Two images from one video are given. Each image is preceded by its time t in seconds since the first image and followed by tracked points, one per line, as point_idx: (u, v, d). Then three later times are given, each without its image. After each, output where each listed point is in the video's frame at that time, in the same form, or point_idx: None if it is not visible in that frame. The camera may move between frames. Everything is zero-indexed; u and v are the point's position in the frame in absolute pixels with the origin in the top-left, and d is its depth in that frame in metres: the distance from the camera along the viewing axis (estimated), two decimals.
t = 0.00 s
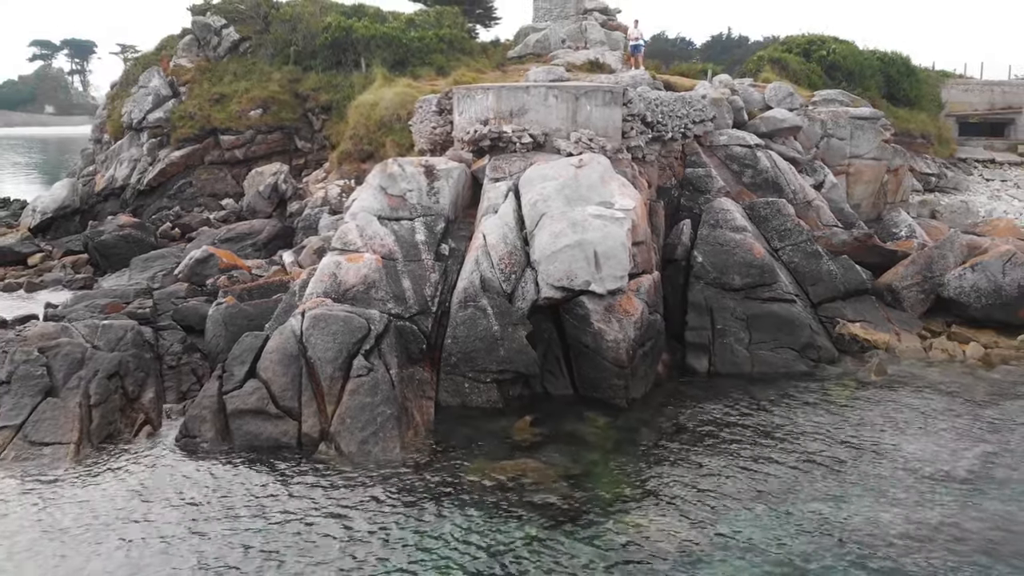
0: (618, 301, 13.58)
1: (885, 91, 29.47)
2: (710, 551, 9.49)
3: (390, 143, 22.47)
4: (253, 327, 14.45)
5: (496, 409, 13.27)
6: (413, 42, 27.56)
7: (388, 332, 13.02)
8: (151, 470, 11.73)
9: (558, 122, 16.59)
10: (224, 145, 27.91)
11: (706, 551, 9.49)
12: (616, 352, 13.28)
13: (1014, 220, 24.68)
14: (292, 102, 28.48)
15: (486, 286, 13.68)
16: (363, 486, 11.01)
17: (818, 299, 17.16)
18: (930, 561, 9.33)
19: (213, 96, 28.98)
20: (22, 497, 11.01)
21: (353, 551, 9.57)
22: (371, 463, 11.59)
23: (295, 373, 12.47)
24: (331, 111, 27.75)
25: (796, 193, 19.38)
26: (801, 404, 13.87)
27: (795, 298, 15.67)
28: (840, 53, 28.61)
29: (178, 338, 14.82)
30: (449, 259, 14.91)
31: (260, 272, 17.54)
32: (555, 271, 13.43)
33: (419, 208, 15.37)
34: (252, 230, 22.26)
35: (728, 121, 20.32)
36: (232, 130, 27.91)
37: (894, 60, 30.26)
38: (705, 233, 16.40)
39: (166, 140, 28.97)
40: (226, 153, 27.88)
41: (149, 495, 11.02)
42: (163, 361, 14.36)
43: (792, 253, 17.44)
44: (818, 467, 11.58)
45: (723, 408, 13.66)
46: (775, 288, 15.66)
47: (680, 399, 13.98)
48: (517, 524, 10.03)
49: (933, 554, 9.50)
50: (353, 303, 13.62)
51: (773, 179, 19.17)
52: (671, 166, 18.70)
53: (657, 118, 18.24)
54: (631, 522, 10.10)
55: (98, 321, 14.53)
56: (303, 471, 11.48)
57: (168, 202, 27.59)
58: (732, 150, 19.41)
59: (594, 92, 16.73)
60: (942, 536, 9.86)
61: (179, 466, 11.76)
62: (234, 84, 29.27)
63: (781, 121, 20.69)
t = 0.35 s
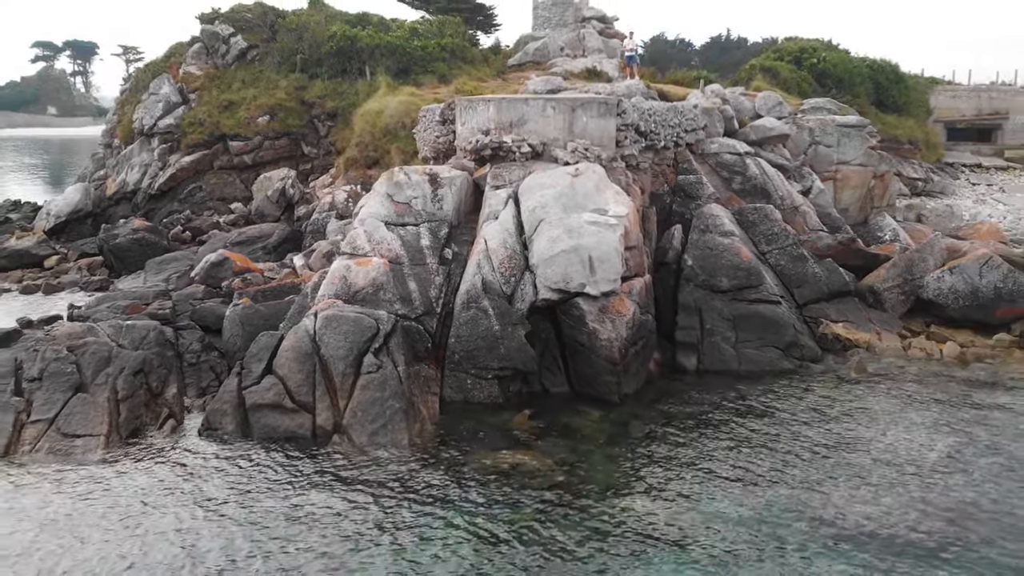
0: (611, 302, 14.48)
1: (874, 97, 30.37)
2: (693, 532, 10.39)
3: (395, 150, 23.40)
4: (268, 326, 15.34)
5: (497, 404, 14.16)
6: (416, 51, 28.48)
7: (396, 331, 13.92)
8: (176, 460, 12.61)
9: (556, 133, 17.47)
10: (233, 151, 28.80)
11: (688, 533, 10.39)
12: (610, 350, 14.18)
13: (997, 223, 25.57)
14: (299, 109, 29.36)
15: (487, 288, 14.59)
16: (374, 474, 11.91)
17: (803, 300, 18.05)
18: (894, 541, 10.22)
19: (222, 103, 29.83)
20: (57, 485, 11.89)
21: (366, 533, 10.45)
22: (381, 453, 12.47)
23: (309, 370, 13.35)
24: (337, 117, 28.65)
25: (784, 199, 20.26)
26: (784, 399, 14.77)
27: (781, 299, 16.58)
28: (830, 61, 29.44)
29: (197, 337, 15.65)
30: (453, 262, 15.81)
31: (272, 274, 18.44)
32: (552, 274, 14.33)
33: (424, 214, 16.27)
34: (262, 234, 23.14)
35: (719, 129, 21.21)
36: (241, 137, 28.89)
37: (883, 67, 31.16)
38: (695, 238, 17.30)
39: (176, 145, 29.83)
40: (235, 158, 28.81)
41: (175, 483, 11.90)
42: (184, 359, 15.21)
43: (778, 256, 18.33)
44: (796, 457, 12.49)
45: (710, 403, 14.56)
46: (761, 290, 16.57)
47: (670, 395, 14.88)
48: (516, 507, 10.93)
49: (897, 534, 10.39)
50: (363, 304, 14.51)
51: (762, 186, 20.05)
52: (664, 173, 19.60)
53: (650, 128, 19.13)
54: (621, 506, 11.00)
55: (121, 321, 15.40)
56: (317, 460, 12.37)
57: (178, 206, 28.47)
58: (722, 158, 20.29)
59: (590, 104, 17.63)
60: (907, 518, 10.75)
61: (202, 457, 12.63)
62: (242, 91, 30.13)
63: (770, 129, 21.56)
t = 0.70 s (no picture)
0: (605, 303, 15.40)
1: (863, 104, 31.27)
2: (678, 517, 11.32)
3: (399, 157, 24.33)
4: (282, 326, 16.26)
5: (497, 399, 15.06)
6: (419, 60, 29.41)
7: (402, 331, 14.83)
8: (197, 451, 13.50)
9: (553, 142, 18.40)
10: (241, 156, 29.67)
11: (674, 517, 11.32)
12: (603, 349, 15.11)
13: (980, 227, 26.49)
14: (306, 115, 30.23)
15: (488, 290, 15.53)
16: (384, 464, 12.81)
17: (789, 301, 18.95)
18: (862, 527, 11.14)
19: (230, 109, 30.72)
20: (88, 474, 12.76)
21: (378, 516, 11.37)
22: (389, 445, 13.39)
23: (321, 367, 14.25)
24: (342, 123, 29.55)
25: (772, 204, 21.17)
26: (768, 396, 15.69)
27: (767, 301, 17.51)
28: (821, 69, 30.32)
29: (214, 336, 16.57)
30: (456, 266, 16.74)
31: (283, 276, 19.35)
32: (550, 277, 15.27)
33: (428, 220, 17.19)
34: (271, 237, 24.04)
35: (710, 137, 22.12)
36: (249, 143, 29.76)
37: (873, 74, 32.06)
38: (686, 242, 18.21)
39: (186, 150, 30.71)
40: (244, 163, 29.70)
41: (198, 472, 12.78)
42: (202, 357, 16.12)
43: (765, 259, 19.24)
44: (777, 450, 13.42)
45: (698, 399, 15.48)
46: (748, 292, 17.49)
47: (660, 391, 15.80)
48: (515, 494, 11.85)
49: (866, 521, 11.30)
50: (371, 305, 15.43)
51: (751, 192, 20.95)
52: (657, 180, 20.53)
53: (644, 137, 20.03)
54: (612, 493, 11.92)
55: (142, 322, 16.27)
56: (330, 451, 13.27)
57: (188, 209, 29.37)
58: (713, 165, 21.20)
59: (586, 115, 18.54)
60: (876, 506, 11.66)
61: (223, 448, 13.55)
62: (250, 98, 31.01)
63: (759, 138, 22.49)
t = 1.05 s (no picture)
0: (600, 306, 16.34)
1: (853, 112, 32.21)
2: (666, 505, 12.28)
3: (404, 164, 25.28)
4: (294, 328, 17.21)
5: (498, 397, 16.00)
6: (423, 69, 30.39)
7: (409, 332, 15.77)
8: (218, 445, 14.42)
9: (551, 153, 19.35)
10: (250, 162, 30.56)
11: (662, 505, 12.28)
12: (598, 350, 16.08)
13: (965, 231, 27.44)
14: (312, 122, 31.15)
15: (489, 294, 16.49)
16: (393, 456, 13.77)
17: (776, 304, 19.90)
18: (836, 513, 12.09)
19: (239, 116, 31.63)
20: (117, 465, 13.67)
21: (388, 504, 12.30)
22: (397, 439, 14.33)
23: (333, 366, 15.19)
24: (348, 131, 30.50)
25: (761, 211, 22.12)
26: (753, 394, 16.64)
27: (754, 304, 18.45)
28: (812, 78, 31.27)
29: (230, 336, 17.47)
30: (459, 271, 17.68)
31: (293, 280, 20.30)
32: (547, 281, 16.22)
33: (433, 227, 18.14)
34: (280, 242, 24.97)
35: (702, 146, 23.06)
36: (257, 149, 30.62)
37: (863, 82, 33.00)
38: (678, 247, 19.16)
39: (195, 156, 31.62)
40: (252, 169, 30.60)
41: (220, 463, 13.70)
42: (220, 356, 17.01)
43: (754, 264, 20.17)
44: (760, 445, 14.36)
45: (687, 397, 16.43)
46: (736, 295, 18.44)
47: (652, 389, 16.74)
48: (516, 484, 12.80)
49: (840, 508, 12.26)
50: (379, 307, 16.38)
51: (741, 199, 21.91)
52: (651, 188, 21.48)
53: (639, 146, 20.96)
54: (605, 482, 12.88)
55: (162, 323, 17.20)
56: (343, 444, 14.22)
57: (199, 214, 30.29)
58: (704, 173, 22.15)
59: (583, 126, 19.48)
60: (850, 495, 12.62)
61: (242, 442, 14.47)
62: (258, 105, 31.92)
63: (749, 146, 23.44)
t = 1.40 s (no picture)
0: (595, 310, 17.28)
1: (843, 120, 33.15)
2: (656, 497, 13.19)
3: (408, 172, 26.19)
4: (306, 331, 18.15)
5: (499, 396, 16.93)
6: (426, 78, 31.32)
7: (415, 334, 16.68)
8: (235, 440, 15.32)
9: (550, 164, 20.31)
10: (258, 168, 31.42)
11: (652, 497, 13.20)
12: (593, 352, 17.01)
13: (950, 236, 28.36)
14: (318, 130, 32.05)
15: (491, 298, 17.42)
16: (401, 451, 14.69)
17: (765, 307, 20.82)
18: (815, 505, 13.00)
19: (247, 124, 32.53)
20: (142, 460, 14.56)
21: (397, 495, 13.20)
22: (404, 435, 15.24)
23: (344, 367, 16.09)
24: (353, 138, 31.42)
25: (752, 217, 23.04)
26: (741, 394, 17.53)
27: (743, 308, 19.37)
28: (804, 86, 32.27)
29: (245, 338, 18.32)
30: (462, 276, 18.62)
31: (303, 285, 21.25)
32: (545, 287, 17.16)
33: (437, 234, 19.07)
34: (289, 247, 25.88)
35: (695, 155, 23.99)
36: (265, 156, 31.48)
37: (854, 90, 33.93)
38: (670, 253, 20.10)
39: (204, 163, 32.51)
40: (260, 175, 31.48)
41: (238, 458, 14.60)
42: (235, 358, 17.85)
43: (744, 269, 21.09)
44: (745, 442, 15.27)
45: (678, 396, 17.34)
46: (726, 299, 19.36)
47: (645, 389, 17.66)
48: (516, 477, 13.72)
49: (818, 500, 13.16)
50: (387, 311, 17.31)
51: (732, 206, 22.84)
52: (645, 196, 22.42)
53: (634, 156, 21.87)
54: (599, 476, 13.80)
55: (181, 326, 18.11)
56: (353, 440, 15.14)
57: (208, 219, 31.21)
58: (697, 181, 23.10)
59: (580, 138, 20.41)
60: (828, 488, 13.54)
61: (258, 438, 15.37)
62: (265, 113, 32.82)
63: (741, 155, 24.40)
